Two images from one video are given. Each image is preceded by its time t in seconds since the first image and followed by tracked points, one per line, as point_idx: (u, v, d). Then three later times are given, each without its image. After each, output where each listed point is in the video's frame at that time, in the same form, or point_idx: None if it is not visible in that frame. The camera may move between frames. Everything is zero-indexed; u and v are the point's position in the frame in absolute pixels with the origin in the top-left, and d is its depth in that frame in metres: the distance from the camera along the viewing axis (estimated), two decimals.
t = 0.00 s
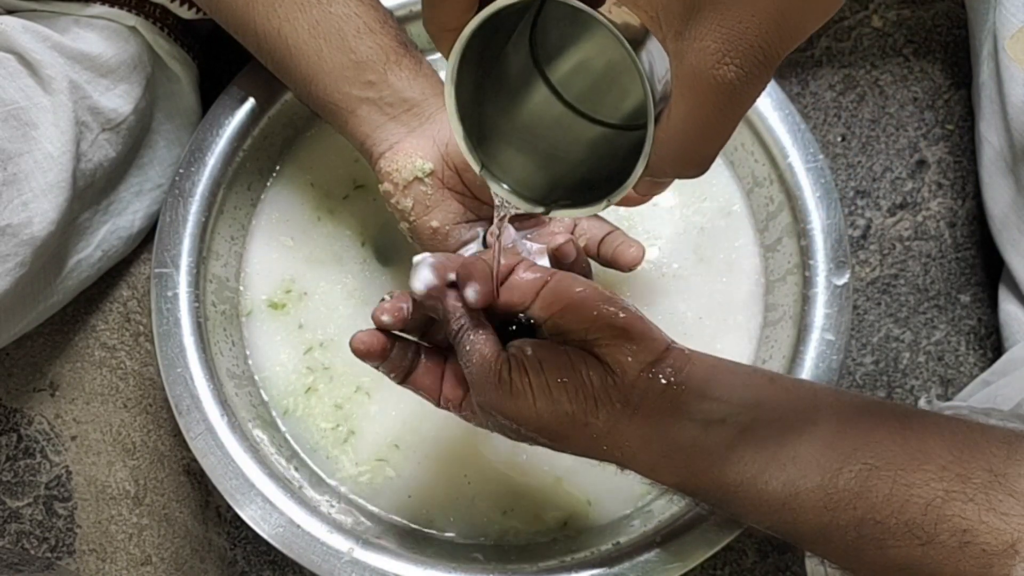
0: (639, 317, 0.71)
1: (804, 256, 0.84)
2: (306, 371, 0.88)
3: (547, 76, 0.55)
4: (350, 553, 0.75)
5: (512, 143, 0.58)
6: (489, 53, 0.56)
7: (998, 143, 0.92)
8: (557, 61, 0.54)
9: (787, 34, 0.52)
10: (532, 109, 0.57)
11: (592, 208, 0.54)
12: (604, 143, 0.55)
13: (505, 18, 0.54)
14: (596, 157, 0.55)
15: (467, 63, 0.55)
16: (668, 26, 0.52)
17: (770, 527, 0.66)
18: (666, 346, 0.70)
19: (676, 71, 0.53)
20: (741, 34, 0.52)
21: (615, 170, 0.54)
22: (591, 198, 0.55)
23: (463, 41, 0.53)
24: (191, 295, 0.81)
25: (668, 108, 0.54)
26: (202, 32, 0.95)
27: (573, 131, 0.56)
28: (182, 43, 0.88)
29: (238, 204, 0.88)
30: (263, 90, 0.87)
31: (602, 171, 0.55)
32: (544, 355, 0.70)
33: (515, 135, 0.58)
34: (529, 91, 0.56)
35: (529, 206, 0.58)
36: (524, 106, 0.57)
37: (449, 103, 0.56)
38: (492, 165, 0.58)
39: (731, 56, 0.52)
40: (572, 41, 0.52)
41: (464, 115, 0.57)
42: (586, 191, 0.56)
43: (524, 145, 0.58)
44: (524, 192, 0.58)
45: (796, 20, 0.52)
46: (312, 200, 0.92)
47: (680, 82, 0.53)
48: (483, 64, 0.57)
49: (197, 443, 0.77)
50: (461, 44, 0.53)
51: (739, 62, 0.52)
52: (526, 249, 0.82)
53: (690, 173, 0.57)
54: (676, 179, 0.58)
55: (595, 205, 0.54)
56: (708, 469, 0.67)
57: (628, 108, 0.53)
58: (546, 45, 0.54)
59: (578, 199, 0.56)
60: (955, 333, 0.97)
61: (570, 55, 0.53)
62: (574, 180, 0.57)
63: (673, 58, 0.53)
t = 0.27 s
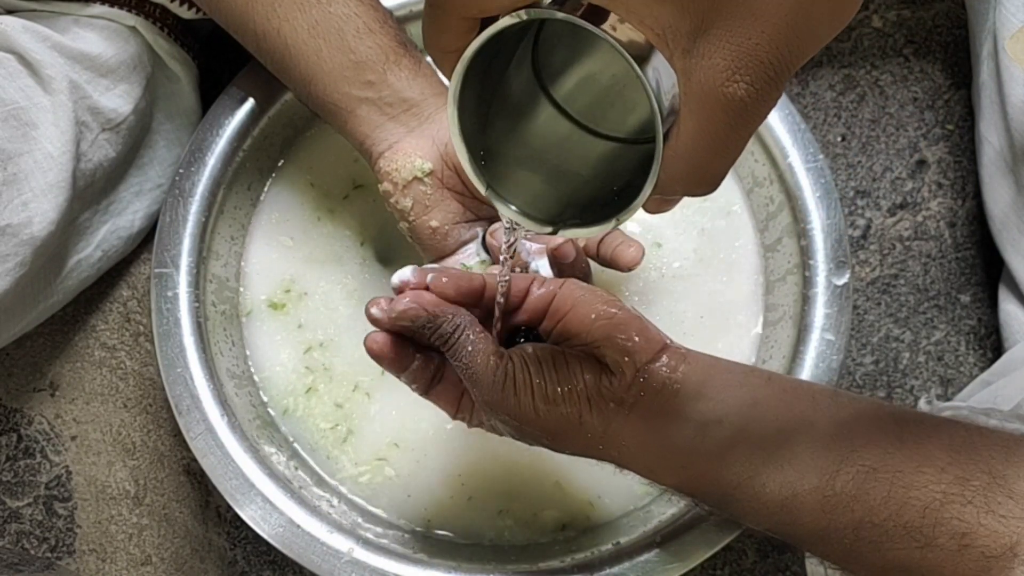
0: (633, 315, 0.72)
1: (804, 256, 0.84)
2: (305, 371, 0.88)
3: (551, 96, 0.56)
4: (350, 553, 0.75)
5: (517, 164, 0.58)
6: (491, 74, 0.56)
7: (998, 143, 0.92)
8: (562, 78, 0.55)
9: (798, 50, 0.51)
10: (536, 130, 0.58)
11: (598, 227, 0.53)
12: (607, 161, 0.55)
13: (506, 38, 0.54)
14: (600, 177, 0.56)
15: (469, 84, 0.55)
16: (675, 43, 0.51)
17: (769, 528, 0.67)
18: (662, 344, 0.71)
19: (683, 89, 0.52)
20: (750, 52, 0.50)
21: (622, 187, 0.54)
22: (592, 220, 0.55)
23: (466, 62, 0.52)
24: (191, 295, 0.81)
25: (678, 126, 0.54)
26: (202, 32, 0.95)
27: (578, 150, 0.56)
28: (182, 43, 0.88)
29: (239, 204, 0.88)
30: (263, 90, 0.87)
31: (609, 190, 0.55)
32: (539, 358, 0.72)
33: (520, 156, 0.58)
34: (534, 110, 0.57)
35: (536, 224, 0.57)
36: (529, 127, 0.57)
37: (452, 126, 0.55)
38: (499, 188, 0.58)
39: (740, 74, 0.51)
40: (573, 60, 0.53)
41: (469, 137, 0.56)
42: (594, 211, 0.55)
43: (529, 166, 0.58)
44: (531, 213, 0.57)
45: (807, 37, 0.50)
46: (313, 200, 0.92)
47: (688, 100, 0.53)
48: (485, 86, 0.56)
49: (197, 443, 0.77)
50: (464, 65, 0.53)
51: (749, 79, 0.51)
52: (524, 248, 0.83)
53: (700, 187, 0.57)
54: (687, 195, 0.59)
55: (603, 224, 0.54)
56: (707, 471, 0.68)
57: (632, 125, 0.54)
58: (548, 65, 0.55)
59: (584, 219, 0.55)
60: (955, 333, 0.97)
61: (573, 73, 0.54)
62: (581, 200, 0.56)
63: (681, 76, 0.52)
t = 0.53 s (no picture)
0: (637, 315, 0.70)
1: (804, 256, 0.84)
2: (305, 371, 0.88)
3: (546, 92, 0.56)
4: (350, 553, 0.75)
5: (513, 160, 0.58)
6: (484, 71, 0.56)
7: (998, 143, 0.92)
8: (554, 75, 0.55)
9: (785, 50, 0.51)
10: (532, 126, 0.58)
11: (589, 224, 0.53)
12: (600, 158, 0.55)
13: (497, 35, 0.54)
14: (592, 174, 0.55)
15: (460, 79, 0.55)
16: (663, 40, 0.51)
17: (768, 531, 0.67)
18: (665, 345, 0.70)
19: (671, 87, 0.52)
20: (739, 48, 0.50)
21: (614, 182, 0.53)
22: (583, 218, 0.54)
23: (455, 58, 0.53)
24: (191, 295, 0.81)
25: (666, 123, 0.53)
26: (202, 32, 0.95)
27: (572, 147, 0.56)
28: (182, 43, 0.88)
29: (238, 204, 0.88)
30: (263, 90, 0.87)
31: (601, 186, 0.54)
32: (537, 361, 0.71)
33: (516, 151, 0.58)
34: (526, 107, 0.57)
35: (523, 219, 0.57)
36: (525, 122, 0.58)
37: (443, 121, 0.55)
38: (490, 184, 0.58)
39: (728, 71, 0.51)
40: (565, 55, 0.53)
41: (460, 132, 0.57)
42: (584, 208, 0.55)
43: (524, 162, 0.58)
44: (520, 207, 0.57)
45: (794, 38, 0.50)
46: (313, 200, 0.92)
47: (676, 98, 0.52)
48: (477, 83, 0.57)
49: (197, 443, 0.77)
50: (453, 61, 0.53)
51: (737, 77, 0.51)
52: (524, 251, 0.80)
53: (687, 183, 0.58)
54: (672, 190, 0.59)
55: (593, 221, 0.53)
56: (706, 472, 0.68)
57: (624, 120, 0.53)
58: (541, 61, 0.55)
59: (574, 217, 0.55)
60: (955, 333, 0.97)
61: (565, 69, 0.54)
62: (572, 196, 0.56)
63: (670, 73, 0.52)
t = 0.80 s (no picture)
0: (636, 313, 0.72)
1: (804, 256, 0.84)
2: (305, 370, 0.88)
3: (547, 90, 0.56)
4: (350, 553, 0.75)
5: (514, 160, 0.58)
6: (482, 69, 0.56)
7: (998, 143, 0.92)
8: (555, 71, 0.54)
9: (786, 47, 0.48)
10: (534, 125, 0.57)
11: (588, 224, 0.53)
12: (601, 156, 0.54)
13: (494, 36, 0.53)
14: (593, 172, 0.55)
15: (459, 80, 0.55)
16: (661, 41, 0.50)
17: (768, 532, 0.66)
18: (664, 348, 0.71)
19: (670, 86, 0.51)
20: (735, 50, 0.48)
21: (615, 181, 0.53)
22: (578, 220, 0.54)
23: (453, 60, 0.53)
24: (191, 295, 0.81)
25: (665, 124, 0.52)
26: (202, 32, 0.95)
27: (575, 144, 0.56)
28: (182, 43, 0.88)
29: (239, 204, 0.88)
30: (263, 90, 0.87)
31: (602, 185, 0.54)
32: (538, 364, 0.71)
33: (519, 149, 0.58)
34: (529, 104, 0.56)
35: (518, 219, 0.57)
36: (527, 121, 0.57)
37: (442, 121, 0.55)
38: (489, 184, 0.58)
39: (726, 73, 0.49)
40: (563, 53, 0.53)
41: (459, 133, 0.57)
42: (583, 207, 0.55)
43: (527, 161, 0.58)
44: (520, 207, 0.57)
45: (794, 36, 0.48)
46: (313, 200, 0.92)
47: (675, 98, 0.51)
48: (477, 82, 0.56)
49: (197, 443, 0.77)
50: (451, 65, 0.53)
51: (736, 78, 0.49)
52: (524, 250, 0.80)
53: (692, 183, 0.56)
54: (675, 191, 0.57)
55: (592, 221, 0.53)
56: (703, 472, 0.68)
57: (624, 117, 0.53)
58: (541, 59, 0.54)
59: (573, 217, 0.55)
60: (955, 333, 0.97)
61: (564, 67, 0.53)
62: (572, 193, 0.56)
63: (669, 73, 0.50)
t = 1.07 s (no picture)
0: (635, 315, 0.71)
1: (804, 256, 0.84)
2: (305, 370, 0.88)
3: (559, 101, 0.56)
4: (350, 553, 0.75)
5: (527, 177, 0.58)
6: (495, 86, 0.56)
7: (998, 143, 0.92)
8: (568, 83, 0.54)
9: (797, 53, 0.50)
10: (548, 137, 0.57)
11: (609, 236, 0.53)
12: (617, 165, 0.55)
13: (507, 51, 0.54)
14: (610, 181, 0.55)
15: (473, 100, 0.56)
16: (675, 53, 0.52)
17: (767, 531, 0.67)
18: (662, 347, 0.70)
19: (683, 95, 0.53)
20: (748, 63, 0.50)
21: (634, 189, 0.54)
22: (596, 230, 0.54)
23: (466, 77, 0.54)
24: (191, 295, 0.81)
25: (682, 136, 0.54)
26: (202, 32, 0.95)
27: (590, 154, 0.56)
28: (182, 43, 0.88)
29: (238, 204, 0.88)
30: (263, 90, 0.87)
31: (621, 194, 0.54)
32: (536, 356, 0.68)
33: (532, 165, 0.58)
34: (542, 116, 0.57)
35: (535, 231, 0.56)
36: (541, 134, 0.57)
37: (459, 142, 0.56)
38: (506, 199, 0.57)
39: (740, 86, 0.51)
40: (577, 65, 0.53)
41: (474, 149, 0.57)
42: (603, 218, 0.55)
43: (541, 176, 0.57)
44: (536, 220, 0.57)
45: (804, 43, 0.49)
46: (312, 199, 0.92)
47: (691, 110, 0.53)
48: (491, 100, 0.57)
49: (197, 443, 0.77)
50: (465, 81, 0.54)
51: (750, 91, 0.51)
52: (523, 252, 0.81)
53: (710, 194, 0.58)
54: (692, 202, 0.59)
55: (613, 233, 0.53)
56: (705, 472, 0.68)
57: (640, 125, 0.53)
58: (553, 72, 0.54)
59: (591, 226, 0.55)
60: (955, 333, 0.97)
61: (577, 78, 0.53)
62: (590, 206, 0.56)
63: (684, 86, 0.53)
